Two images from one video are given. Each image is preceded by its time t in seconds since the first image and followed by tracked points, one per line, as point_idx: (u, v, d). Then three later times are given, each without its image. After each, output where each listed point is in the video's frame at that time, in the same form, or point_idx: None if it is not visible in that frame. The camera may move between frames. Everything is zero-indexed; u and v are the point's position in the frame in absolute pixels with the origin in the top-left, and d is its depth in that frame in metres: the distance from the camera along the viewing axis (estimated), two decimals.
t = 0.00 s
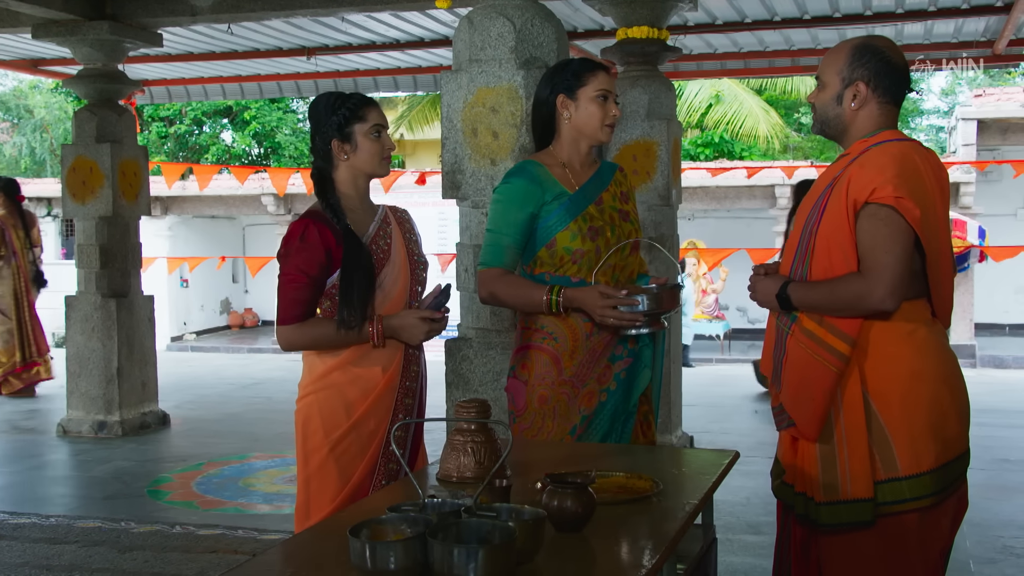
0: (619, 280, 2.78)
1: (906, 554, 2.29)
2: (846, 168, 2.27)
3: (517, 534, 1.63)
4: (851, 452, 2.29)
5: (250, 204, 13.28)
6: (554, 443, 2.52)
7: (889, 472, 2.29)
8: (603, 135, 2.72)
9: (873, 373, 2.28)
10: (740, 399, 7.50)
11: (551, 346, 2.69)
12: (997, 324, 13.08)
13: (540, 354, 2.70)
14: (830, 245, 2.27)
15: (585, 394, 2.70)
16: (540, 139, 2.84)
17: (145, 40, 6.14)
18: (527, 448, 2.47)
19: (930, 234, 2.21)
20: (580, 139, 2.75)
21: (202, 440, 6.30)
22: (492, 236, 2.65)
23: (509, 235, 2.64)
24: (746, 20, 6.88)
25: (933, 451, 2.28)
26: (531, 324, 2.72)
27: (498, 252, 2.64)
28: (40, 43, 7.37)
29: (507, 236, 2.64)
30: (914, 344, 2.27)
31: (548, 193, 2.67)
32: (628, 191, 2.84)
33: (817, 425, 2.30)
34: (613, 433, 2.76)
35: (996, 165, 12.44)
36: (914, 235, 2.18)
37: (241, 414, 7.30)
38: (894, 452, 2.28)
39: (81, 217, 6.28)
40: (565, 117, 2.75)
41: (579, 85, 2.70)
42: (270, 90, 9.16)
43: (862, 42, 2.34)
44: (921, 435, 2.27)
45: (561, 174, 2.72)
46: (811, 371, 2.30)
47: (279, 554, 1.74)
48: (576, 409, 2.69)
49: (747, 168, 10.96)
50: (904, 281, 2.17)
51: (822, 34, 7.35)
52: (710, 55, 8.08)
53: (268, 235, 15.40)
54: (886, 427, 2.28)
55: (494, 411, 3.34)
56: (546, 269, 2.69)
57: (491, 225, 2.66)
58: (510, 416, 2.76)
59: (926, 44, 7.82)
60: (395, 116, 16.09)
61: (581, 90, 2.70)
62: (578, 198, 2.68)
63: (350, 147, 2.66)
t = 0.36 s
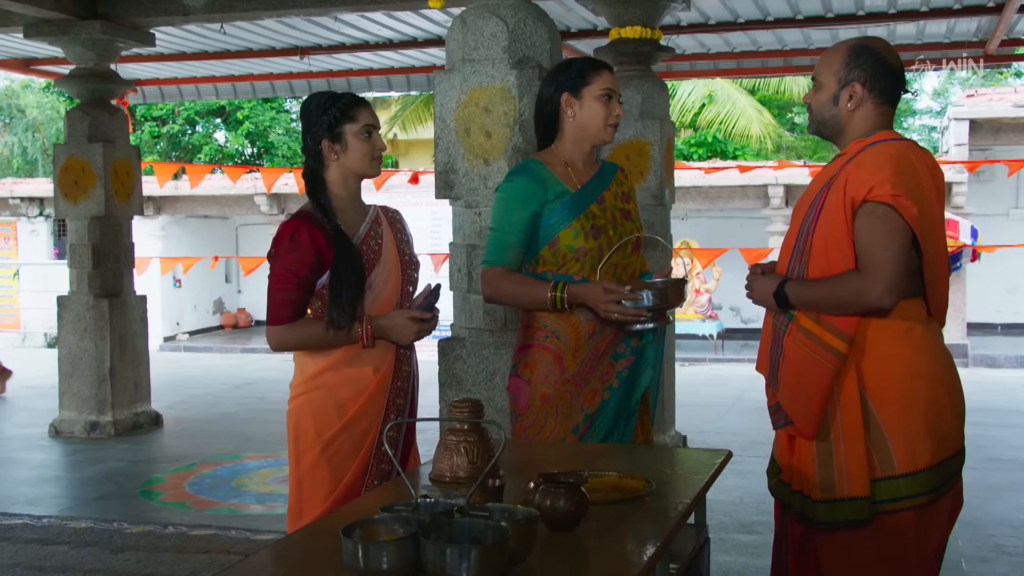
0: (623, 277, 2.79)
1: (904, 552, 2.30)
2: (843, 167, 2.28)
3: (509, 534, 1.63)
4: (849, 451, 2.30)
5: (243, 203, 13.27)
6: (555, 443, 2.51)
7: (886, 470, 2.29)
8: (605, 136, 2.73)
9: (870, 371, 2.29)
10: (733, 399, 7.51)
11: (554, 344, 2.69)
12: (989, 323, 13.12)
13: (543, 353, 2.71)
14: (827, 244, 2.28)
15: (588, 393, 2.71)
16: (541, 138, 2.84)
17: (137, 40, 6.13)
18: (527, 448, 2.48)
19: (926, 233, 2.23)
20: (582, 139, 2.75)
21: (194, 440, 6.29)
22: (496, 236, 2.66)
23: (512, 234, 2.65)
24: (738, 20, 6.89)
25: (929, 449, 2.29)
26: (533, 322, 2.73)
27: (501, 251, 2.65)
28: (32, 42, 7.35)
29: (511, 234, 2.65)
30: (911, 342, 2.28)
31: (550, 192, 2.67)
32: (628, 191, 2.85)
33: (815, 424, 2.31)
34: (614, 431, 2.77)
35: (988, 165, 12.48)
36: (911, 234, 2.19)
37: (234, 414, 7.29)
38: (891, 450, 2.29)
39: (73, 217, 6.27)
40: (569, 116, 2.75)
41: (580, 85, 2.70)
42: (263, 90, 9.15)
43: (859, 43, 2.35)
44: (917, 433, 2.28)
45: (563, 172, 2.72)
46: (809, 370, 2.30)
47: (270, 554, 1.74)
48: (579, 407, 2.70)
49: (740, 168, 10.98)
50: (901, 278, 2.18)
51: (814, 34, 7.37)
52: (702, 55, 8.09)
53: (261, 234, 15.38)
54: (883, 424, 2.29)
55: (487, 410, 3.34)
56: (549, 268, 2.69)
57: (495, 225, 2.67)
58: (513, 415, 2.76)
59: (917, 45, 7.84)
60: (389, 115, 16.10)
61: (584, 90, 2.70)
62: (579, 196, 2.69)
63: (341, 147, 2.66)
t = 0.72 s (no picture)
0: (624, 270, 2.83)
1: (900, 551, 2.30)
2: (840, 167, 2.28)
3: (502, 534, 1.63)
4: (845, 450, 2.30)
5: (236, 203, 13.25)
6: (552, 442, 2.52)
7: (882, 469, 2.30)
8: (601, 144, 2.73)
9: (866, 369, 2.30)
10: (727, 399, 7.52)
11: (552, 344, 2.71)
12: (982, 323, 13.16)
13: (542, 353, 2.72)
14: (823, 243, 2.28)
15: (590, 387, 2.73)
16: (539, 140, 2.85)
17: (131, 40, 6.12)
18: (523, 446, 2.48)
19: (920, 232, 2.24)
20: (578, 141, 2.76)
21: (188, 441, 6.27)
22: (499, 238, 2.65)
23: (519, 234, 2.64)
24: (732, 20, 6.90)
25: (926, 448, 2.30)
26: (532, 321, 2.74)
27: (510, 251, 2.63)
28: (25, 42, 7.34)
29: (517, 235, 2.64)
30: (907, 342, 2.28)
31: (548, 191, 2.68)
32: (622, 192, 2.88)
33: (812, 422, 2.31)
34: (615, 426, 2.77)
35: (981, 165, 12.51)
36: (906, 233, 2.20)
37: (228, 415, 7.28)
38: (887, 449, 2.29)
39: (66, 217, 6.26)
40: (567, 118, 2.75)
41: (580, 88, 2.69)
42: (257, 90, 9.14)
43: (856, 44, 2.35)
44: (913, 432, 2.29)
45: (559, 172, 2.73)
46: (805, 369, 2.30)
47: (263, 555, 1.74)
48: (582, 402, 2.72)
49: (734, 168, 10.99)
50: (898, 278, 2.19)
51: (808, 34, 7.38)
52: (697, 56, 8.09)
53: (255, 235, 15.35)
54: (880, 423, 2.30)
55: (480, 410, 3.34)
56: (548, 268, 2.70)
57: (498, 228, 2.65)
58: (511, 415, 2.77)
59: (910, 45, 7.84)
60: (383, 115, 16.08)
61: (586, 98, 2.69)
62: (578, 195, 2.70)
63: (334, 147, 2.66)
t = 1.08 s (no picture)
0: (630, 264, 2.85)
1: (895, 548, 2.31)
2: (840, 165, 2.28)
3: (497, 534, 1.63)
4: (843, 447, 2.30)
5: (232, 203, 13.23)
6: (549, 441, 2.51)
7: (879, 466, 2.30)
8: (603, 143, 2.73)
9: (866, 367, 2.30)
10: (723, 399, 7.52)
11: (550, 342, 2.72)
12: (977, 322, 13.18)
13: (540, 350, 2.73)
14: (823, 241, 2.29)
15: (590, 379, 2.73)
16: (538, 140, 2.85)
17: (126, 39, 6.11)
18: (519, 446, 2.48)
19: (921, 232, 2.24)
20: (578, 140, 2.76)
21: (184, 441, 6.26)
22: (507, 238, 2.66)
23: (526, 232, 2.64)
24: (728, 20, 6.90)
25: (923, 446, 2.30)
26: (530, 319, 2.75)
27: (519, 250, 2.64)
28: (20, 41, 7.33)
29: (526, 233, 2.64)
30: (907, 340, 2.29)
31: (551, 190, 2.69)
32: (621, 191, 2.88)
33: (811, 419, 2.31)
34: (613, 421, 2.77)
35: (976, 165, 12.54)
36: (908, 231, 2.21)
37: (224, 415, 7.26)
38: (885, 447, 2.30)
39: (61, 216, 6.25)
40: (567, 118, 2.75)
41: (581, 88, 2.70)
42: (254, 89, 9.13)
43: (844, 44, 2.37)
44: (912, 430, 2.29)
45: (560, 172, 2.74)
46: (803, 366, 2.30)
47: (259, 554, 1.74)
48: (582, 393, 2.72)
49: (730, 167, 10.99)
50: (900, 276, 2.20)
51: (803, 34, 7.38)
52: (692, 55, 8.09)
53: (251, 234, 15.34)
54: (878, 421, 2.30)
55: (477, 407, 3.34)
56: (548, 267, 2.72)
57: (505, 228, 2.66)
58: (510, 413, 2.78)
59: (905, 45, 7.85)
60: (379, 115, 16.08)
61: (584, 97, 2.70)
62: (580, 194, 2.71)
63: (332, 147, 2.66)
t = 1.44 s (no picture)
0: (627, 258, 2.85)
1: (902, 545, 2.31)
2: (833, 163, 2.28)
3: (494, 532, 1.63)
4: (848, 444, 2.31)
5: (229, 202, 13.22)
6: (547, 440, 2.51)
7: (883, 464, 2.30)
8: (601, 138, 2.73)
9: (869, 365, 2.30)
10: (720, 398, 7.52)
11: (549, 340, 2.72)
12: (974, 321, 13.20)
13: (538, 348, 2.73)
14: (819, 240, 2.29)
15: (589, 377, 2.73)
16: (537, 140, 2.85)
17: (123, 38, 6.11)
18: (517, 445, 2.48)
19: (916, 228, 2.24)
20: (577, 139, 2.76)
21: (180, 440, 6.25)
22: (509, 238, 2.66)
23: (527, 231, 2.64)
24: (726, 19, 6.89)
25: (926, 443, 2.31)
26: (530, 317, 2.76)
27: (520, 249, 2.63)
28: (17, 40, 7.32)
29: (527, 231, 2.64)
30: (909, 336, 2.29)
31: (552, 188, 2.69)
32: (620, 191, 2.88)
33: (814, 417, 2.31)
34: (611, 419, 2.77)
35: (973, 164, 12.56)
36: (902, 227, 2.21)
37: (221, 414, 7.26)
38: (888, 444, 2.30)
39: (57, 215, 6.24)
40: (563, 117, 2.76)
41: (579, 87, 2.70)
42: (250, 88, 9.12)
43: (807, 55, 2.38)
44: (915, 426, 2.29)
45: (560, 171, 2.74)
46: (806, 365, 2.31)
47: (258, 553, 1.74)
48: (581, 392, 2.72)
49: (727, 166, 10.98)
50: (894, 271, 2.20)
51: (800, 33, 7.38)
52: (690, 54, 8.08)
53: (248, 233, 15.32)
54: (881, 418, 2.30)
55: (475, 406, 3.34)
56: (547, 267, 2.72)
57: (507, 227, 2.66)
58: (508, 412, 2.77)
59: (903, 44, 7.85)
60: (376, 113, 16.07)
61: (581, 94, 2.70)
62: (580, 192, 2.71)
63: (331, 147, 2.65)
